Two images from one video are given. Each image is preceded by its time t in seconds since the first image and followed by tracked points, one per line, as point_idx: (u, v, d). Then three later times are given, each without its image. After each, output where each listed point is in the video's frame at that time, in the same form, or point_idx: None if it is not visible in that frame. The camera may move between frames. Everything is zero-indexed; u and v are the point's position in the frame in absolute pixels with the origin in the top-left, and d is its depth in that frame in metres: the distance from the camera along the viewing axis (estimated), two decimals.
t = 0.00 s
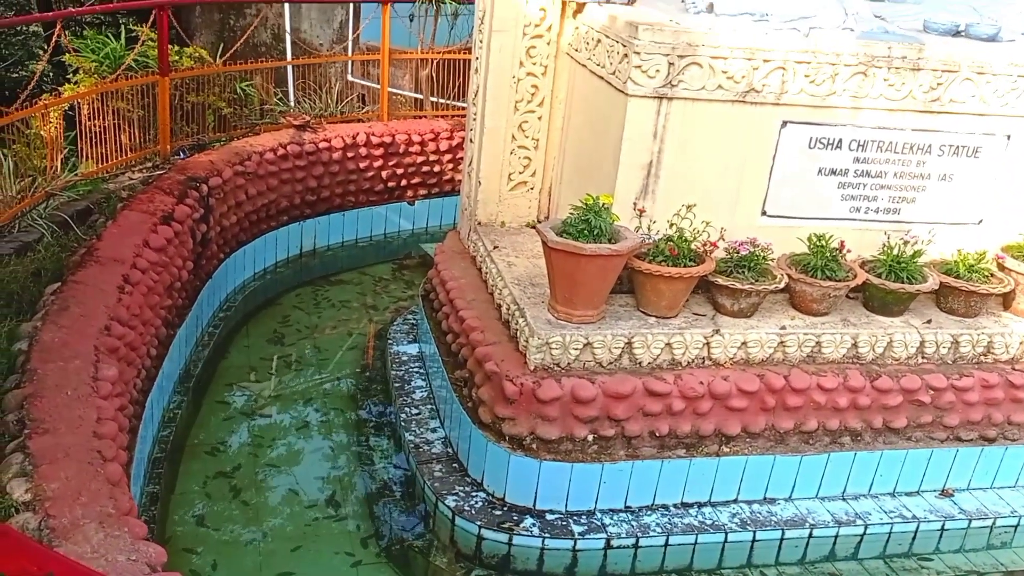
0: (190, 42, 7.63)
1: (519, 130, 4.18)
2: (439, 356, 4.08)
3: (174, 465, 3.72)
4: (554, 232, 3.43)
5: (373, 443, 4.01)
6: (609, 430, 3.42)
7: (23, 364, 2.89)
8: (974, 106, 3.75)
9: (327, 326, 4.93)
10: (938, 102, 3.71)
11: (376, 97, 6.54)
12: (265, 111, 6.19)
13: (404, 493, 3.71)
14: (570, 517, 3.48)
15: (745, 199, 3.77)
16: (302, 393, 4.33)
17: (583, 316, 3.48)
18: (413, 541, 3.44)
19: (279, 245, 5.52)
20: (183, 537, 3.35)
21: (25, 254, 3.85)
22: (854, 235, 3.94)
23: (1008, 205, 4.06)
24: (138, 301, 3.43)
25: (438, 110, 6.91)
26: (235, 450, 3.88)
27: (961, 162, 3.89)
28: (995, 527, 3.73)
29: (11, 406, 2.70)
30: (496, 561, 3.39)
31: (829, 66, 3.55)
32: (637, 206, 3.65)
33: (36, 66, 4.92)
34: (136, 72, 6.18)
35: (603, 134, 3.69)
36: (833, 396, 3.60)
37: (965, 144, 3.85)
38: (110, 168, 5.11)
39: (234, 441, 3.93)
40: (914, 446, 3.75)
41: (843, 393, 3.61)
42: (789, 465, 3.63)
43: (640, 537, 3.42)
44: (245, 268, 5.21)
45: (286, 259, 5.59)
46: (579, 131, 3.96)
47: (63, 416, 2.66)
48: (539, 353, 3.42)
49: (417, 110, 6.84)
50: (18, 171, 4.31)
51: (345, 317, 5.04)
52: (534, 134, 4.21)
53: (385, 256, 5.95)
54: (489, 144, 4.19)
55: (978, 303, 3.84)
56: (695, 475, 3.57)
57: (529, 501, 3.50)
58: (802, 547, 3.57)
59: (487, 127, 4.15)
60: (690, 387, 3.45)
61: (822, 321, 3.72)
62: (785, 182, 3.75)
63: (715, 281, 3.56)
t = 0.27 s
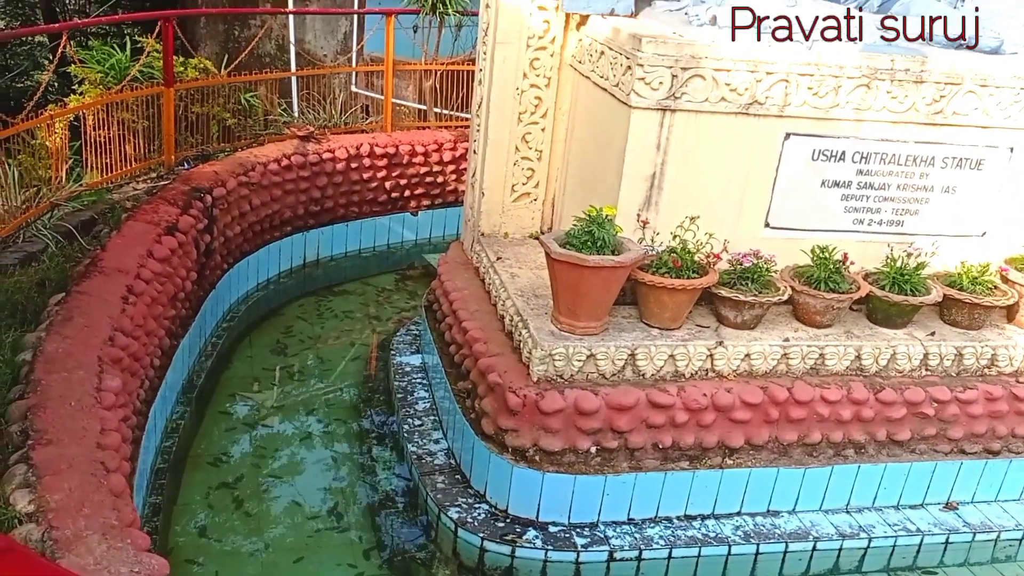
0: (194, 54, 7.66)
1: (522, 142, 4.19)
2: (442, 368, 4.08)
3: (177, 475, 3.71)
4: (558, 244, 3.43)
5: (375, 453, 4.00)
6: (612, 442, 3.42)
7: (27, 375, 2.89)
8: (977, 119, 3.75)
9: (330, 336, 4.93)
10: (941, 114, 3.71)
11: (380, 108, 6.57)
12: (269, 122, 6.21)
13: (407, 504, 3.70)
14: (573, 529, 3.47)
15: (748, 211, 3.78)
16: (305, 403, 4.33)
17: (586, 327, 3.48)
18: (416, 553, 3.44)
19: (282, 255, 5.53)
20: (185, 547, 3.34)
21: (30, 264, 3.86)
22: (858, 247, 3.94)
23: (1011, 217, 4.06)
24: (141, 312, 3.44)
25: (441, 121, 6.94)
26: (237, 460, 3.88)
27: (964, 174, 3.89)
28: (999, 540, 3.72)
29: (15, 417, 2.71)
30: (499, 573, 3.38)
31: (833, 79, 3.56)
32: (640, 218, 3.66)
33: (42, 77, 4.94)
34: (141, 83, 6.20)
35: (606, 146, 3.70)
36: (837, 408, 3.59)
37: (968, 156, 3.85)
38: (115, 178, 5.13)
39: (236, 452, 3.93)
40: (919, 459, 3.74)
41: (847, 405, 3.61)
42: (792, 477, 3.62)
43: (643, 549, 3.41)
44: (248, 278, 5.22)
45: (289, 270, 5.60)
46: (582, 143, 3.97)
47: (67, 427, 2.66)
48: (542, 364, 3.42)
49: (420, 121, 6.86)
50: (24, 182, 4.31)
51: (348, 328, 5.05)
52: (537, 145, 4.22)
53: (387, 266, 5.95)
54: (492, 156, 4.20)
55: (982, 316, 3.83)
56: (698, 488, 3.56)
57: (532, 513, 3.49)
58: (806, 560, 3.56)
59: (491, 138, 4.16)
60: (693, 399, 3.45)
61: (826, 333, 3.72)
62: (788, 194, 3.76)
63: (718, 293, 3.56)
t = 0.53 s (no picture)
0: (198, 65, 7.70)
1: (524, 153, 4.20)
2: (444, 379, 4.08)
3: (178, 487, 3.71)
4: (560, 256, 3.43)
5: (377, 465, 3.99)
6: (614, 454, 3.41)
7: (29, 386, 2.89)
8: (979, 131, 3.75)
9: (332, 347, 4.94)
10: (943, 126, 3.71)
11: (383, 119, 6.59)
12: (273, 133, 6.23)
13: (409, 516, 3.69)
14: (575, 542, 3.46)
15: (750, 223, 3.78)
16: (307, 414, 4.32)
17: (588, 339, 3.48)
18: (418, 565, 3.43)
19: (285, 266, 5.53)
20: (187, 559, 3.33)
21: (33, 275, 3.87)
22: (860, 259, 3.94)
23: (1014, 229, 4.06)
24: (144, 323, 3.45)
25: (443, 132, 6.97)
26: (239, 471, 3.87)
27: (966, 187, 3.89)
28: (1003, 553, 3.70)
29: (17, 429, 2.71)
30: None
31: (834, 91, 3.56)
32: (643, 230, 3.66)
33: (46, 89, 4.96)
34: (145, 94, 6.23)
35: (608, 158, 3.70)
36: (840, 421, 3.59)
37: (970, 168, 3.85)
38: (119, 188, 5.14)
39: (238, 463, 3.93)
40: (922, 471, 3.73)
41: (850, 418, 3.60)
42: (795, 490, 3.61)
43: (646, 562, 3.40)
44: (251, 288, 5.22)
45: (292, 280, 5.61)
46: (585, 155, 3.98)
47: (69, 438, 2.67)
48: (545, 376, 3.42)
49: (423, 132, 6.89)
50: (29, 192, 4.30)
51: (350, 339, 5.05)
52: (539, 157, 4.23)
53: (390, 277, 5.96)
54: (495, 167, 4.21)
55: (985, 328, 3.83)
56: (701, 500, 3.55)
57: (534, 525, 3.48)
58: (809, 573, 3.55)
59: (493, 150, 4.16)
60: (696, 412, 3.44)
61: (828, 345, 3.72)
62: (791, 206, 3.76)
63: (720, 305, 3.56)
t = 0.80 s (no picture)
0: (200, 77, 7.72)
1: (526, 166, 4.20)
2: (445, 393, 4.06)
3: (178, 501, 3.69)
4: (561, 269, 3.42)
5: (378, 479, 3.98)
6: (616, 468, 3.39)
7: (29, 401, 2.89)
8: (980, 144, 3.75)
9: (333, 360, 4.93)
10: (945, 140, 3.71)
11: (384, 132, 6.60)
12: (274, 145, 6.24)
13: (410, 530, 3.67)
14: (577, 557, 3.44)
15: (752, 236, 3.78)
16: (307, 427, 4.31)
17: (590, 352, 3.47)
18: None
19: (286, 278, 5.53)
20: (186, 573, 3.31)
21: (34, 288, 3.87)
22: (862, 272, 3.94)
23: (1016, 243, 4.06)
24: (145, 336, 3.44)
25: (445, 144, 6.98)
26: (239, 485, 3.86)
27: (968, 200, 3.89)
28: (1007, 568, 3.68)
29: (17, 444, 2.70)
30: None
31: (836, 105, 3.56)
32: (644, 243, 3.66)
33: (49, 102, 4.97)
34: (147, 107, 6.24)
35: (610, 171, 3.70)
36: (842, 435, 3.57)
37: (972, 182, 3.85)
38: (121, 201, 5.14)
39: (238, 476, 3.91)
40: (925, 486, 3.71)
41: (852, 432, 3.58)
42: (798, 504, 3.59)
43: None
44: (252, 301, 5.22)
45: (293, 293, 5.61)
46: (586, 168, 3.98)
47: (68, 453, 2.66)
48: (546, 390, 3.41)
49: (424, 144, 6.90)
50: (29, 206, 4.31)
51: (351, 351, 5.04)
52: (541, 169, 4.23)
53: (391, 289, 5.96)
54: (496, 180, 4.21)
55: (988, 341, 3.82)
56: (703, 515, 3.53)
57: (535, 540, 3.46)
58: None
59: (495, 163, 4.16)
60: (698, 426, 3.43)
61: (830, 358, 3.71)
62: (792, 219, 3.76)
63: (722, 318, 3.55)
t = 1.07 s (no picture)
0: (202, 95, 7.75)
1: (526, 185, 4.22)
2: (445, 411, 4.06)
3: (178, 519, 3.68)
4: (562, 288, 3.42)
5: (377, 497, 3.96)
6: (616, 488, 3.38)
7: (29, 420, 2.88)
8: (979, 164, 3.76)
9: (333, 377, 4.92)
10: (944, 159, 3.73)
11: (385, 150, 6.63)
12: (276, 163, 6.26)
13: (409, 549, 3.66)
14: None
15: (752, 255, 3.78)
16: (307, 445, 4.30)
17: (590, 371, 3.47)
18: None
19: (287, 295, 5.53)
20: None
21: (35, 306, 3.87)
22: (862, 291, 3.94)
23: (1016, 262, 4.07)
24: (145, 355, 3.44)
25: (446, 162, 7.01)
26: (239, 503, 3.84)
27: (967, 220, 3.90)
28: None
29: (17, 463, 2.69)
30: None
31: (835, 124, 3.58)
32: (644, 262, 3.67)
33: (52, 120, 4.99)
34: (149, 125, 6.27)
35: (610, 190, 3.71)
36: (843, 454, 3.56)
37: (971, 201, 3.86)
38: (123, 219, 5.16)
39: (237, 494, 3.90)
40: (926, 505, 3.70)
41: (853, 451, 3.57)
42: (799, 524, 3.58)
43: None
44: (252, 318, 5.22)
45: (294, 310, 5.61)
46: (587, 187, 3.99)
47: (69, 472, 2.65)
48: (547, 410, 3.40)
49: (425, 162, 6.93)
50: (31, 224, 4.32)
51: (351, 369, 5.04)
52: (541, 188, 4.25)
53: (392, 307, 5.96)
54: (497, 199, 4.22)
55: (988, 361, 3.82)
56: (704, 535, 3.52)
57: (535, 560, 3.44)
58: None
59: (496, 182, 4.18)
60: (698, 445, 3.42)
61: (831, 377, 3.70)
62: (793, 238, 3.77)
63: (723, 337, 3.55)
